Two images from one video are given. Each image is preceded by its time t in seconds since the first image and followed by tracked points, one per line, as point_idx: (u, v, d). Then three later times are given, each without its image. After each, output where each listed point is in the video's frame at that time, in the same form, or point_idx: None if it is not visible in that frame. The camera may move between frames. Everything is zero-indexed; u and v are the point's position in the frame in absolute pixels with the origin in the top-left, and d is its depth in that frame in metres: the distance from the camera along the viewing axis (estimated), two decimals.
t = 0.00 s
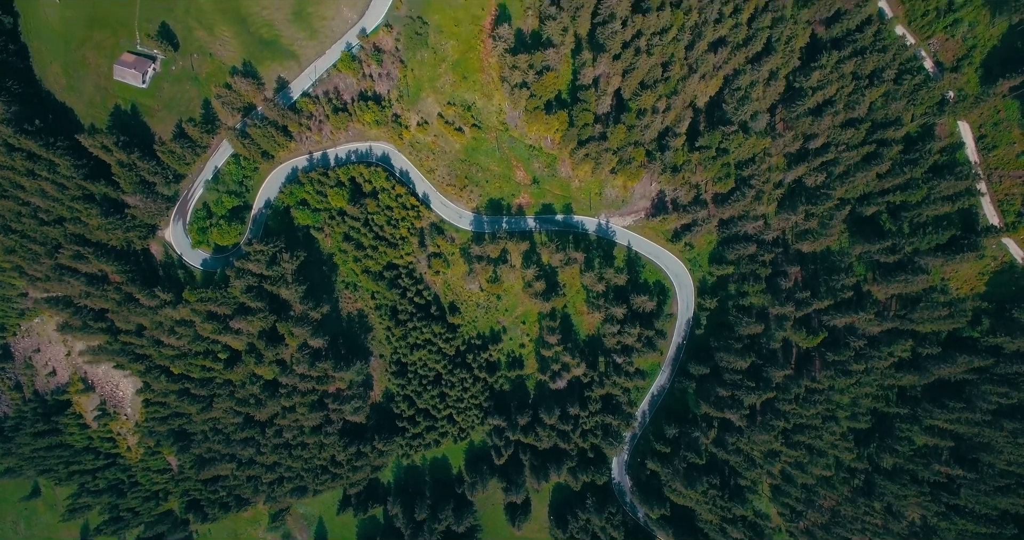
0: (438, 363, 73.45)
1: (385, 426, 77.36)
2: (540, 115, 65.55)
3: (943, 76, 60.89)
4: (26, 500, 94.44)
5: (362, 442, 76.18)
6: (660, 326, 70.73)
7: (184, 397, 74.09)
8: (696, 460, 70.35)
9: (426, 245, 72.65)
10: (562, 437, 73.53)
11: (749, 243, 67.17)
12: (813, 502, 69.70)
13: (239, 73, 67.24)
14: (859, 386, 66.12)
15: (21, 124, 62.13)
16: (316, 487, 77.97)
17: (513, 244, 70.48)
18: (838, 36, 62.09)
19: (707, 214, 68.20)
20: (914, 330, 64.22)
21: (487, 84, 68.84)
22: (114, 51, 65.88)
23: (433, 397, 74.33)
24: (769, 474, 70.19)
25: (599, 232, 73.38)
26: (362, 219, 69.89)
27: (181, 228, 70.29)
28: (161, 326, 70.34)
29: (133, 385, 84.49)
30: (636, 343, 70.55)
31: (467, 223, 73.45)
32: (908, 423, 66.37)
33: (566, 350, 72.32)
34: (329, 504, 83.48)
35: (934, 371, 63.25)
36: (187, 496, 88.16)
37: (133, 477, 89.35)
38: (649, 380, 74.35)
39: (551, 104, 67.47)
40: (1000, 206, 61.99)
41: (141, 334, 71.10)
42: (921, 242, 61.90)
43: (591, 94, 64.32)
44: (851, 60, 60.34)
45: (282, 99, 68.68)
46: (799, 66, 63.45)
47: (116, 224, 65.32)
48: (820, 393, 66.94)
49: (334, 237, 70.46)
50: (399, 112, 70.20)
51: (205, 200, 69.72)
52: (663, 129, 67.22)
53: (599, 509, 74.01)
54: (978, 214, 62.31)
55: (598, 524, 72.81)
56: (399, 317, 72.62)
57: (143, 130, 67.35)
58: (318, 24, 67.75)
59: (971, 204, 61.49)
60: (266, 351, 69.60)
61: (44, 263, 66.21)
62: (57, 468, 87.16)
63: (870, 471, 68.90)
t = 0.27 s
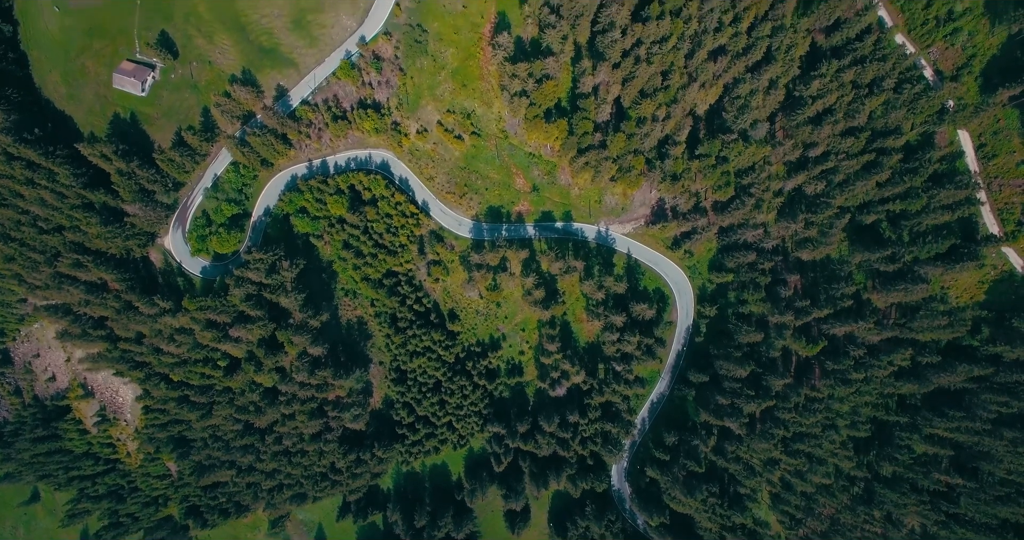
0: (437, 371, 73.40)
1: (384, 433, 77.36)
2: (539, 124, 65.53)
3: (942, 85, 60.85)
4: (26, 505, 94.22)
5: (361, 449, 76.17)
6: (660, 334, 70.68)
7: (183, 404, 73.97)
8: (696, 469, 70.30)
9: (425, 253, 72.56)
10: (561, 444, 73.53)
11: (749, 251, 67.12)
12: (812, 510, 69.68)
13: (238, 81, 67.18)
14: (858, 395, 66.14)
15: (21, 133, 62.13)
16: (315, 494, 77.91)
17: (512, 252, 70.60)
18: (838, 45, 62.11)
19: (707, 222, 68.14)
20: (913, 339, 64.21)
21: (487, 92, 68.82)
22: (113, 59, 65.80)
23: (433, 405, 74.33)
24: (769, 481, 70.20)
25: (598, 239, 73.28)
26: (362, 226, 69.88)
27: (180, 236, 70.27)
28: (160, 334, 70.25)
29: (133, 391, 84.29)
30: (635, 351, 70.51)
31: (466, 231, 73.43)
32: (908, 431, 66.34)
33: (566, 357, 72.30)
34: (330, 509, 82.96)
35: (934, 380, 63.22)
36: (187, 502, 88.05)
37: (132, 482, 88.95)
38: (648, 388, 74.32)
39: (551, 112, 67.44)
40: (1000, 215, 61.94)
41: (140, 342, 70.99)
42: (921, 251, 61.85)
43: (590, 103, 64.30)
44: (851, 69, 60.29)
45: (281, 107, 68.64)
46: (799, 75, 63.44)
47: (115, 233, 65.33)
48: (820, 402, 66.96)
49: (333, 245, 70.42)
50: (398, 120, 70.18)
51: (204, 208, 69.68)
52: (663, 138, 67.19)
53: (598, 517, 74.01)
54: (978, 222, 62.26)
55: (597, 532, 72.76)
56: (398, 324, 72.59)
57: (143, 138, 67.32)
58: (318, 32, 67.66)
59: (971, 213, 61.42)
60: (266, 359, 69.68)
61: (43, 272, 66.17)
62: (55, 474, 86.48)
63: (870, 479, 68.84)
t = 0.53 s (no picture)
0: (436, 379, 73.36)
1: (383, 441, 77.35)
2: (539, 133, 65.47)
3: (942, 96, 60.80)
4: (25, 511, 93.92)
5: (360, 458, 76.10)
6: (659, 343, 70.68)
7: (182, 413, 73.82)
8: (695, 478, 70.27)
9: (424, 262, 72.47)
10: (561, 453, 73.55)
11: (748, 261, 67.08)
12: (812, 519, 69.60)
13: (237, 90, 67.10)
14: (857, 405, 66.20)
15: (20, 144, 62.19)
16: (315, 502, 77.75)
17: (512, 262, 70.71)
18: (838, 55, 62.10)
19: (706, 231, 68.07)
20: (913, 349, 64.20)
21: (486, 101, 68.71)
22: (112, 69, 65.72)
23: (432, 413, 74.26)
24: (768, 491, 70.21)
25: (598, 248, 73.21)
26: (361, 236, 69.89)
27: (179, 245, 70.20)
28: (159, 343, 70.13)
29: (133, 398, 84.01)
30: (634, 361, 70.51)
31: (465, 240, 73.40)
32: (908, 441, 66.33)
33: (565, 366, 72.26)
34: (330, 516, 82.11)
35: (933, 390, 63.19)
36: (185, 509, 87.45)
37: (132, 488, 88.44)
38: (647, 396, 74.31)
39: (550, 122, 67.37)
40: (999, 225, 61.86)
41: (139, 351, 70.86)
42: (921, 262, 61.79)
43: (590, 113, 64.24)
44: (850, 79, 60.27)
45: (281, 116, 68.59)
46: (799, 85, 63.39)
47: (114, 243, 65.32)
48: (819, 412, 66.97)
49: (332, 254, 70.37)
50: (397, 129, 70.11)
51: (203, 217, 69.62)
52: (662, 147, 67.15)
53: (597, 525, 74.01)
54: (978, 233, 62.19)
55: None
56: (398, 333, 72.54)
57: (141, 147, 67.24)
58: (317, 41, 67.56)
59: (970, 223, 61.35)
60: (265, 369, 69.70)
61: (42, 282, 66.10)
62: (55, 480, 85.91)
63: (869, 488, 68.81)
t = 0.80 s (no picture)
0: (435, 388, 73.29)
1: (383, 449, 77.35)
2: (538, 143, 65.47)
3: (942, 106, 60.81)
4: (24, 518, 93.53)
5: (360, 466, 76.00)
6: (658, 353, 70.68)
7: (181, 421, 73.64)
8: (694, 487, 70.21)
9: (424, 271, 72.41)
10: (560, 461, 73.54)
11: (748, 270, 67.03)
12: (812, 528, 69.49)
13: (236, 99, 67.02)
14: (857, 415, 66.28)
15: (18, 154, 62.22)
16: (314, 510, 77.54)
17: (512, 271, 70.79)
18: (838, 65, 62.12)
19: (706, 241, 68.01)
20: (912, 359, 64.17)
21: (486, 110, 68.65)
22: (111, 78, 65.59)
23: (431, 422, 74.18)
24: (767, 500, 70.18)
25: (597, 257, 73.14)
26: (360, 245, 69.85)
27: (179, 254, 70.18)
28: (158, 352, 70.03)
29: (132, 405, 83.64)
30: (634, 370, 70.51)
31: (465, 249, 73.37)
32: (907, 451, 66.28)
33: (564, 375, 72.22)
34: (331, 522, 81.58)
35: (933, 400, 63.18)
36: (185, 516, 85.70)
37: (131, 495, 87.59)
38: (647, 405, 74.30)
39: (550, 131, 67.31)
40: (999, 235, 61.86)
41: (138, 360, 70.72)
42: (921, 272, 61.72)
43: (589, 122, 64.20)
44: (850, 90, 60.34)
45: (280, 125, 68.54)
46: (799, 95, 63.40)
47: (113, 253, 65.29)
48: (819, 421, 66.97)
49: (331, 263, 70.27)
50: (397, 137, 70.03)
51: (202, 226, 69.56)
52: (662, 157, 67.10)
53: (597, 534, 73.96)
54: (977, 243, 62.17)
55: None
56: (397, 342, 72.49)
57: (140, 157, 67.14)
58: (316, 50, 67.47)
59: (970, 234, 61.34)
60: (264, 378, 69.69)
61: (41, 292, 66.02)
62: (54, 486, 85.13)
63: (869, 498, 68.71)
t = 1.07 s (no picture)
0: (435, 395, 73.26)
1: (383, 456, 77.38)
2: (538, 152, 65.51)
3: (942, 115, 60.77)
4: (24, 522, 93.28)
5: (359, 473, 75.98)
6: (658, 360, 70.71)
7: (181, 428, 73.56)
8: (694, 495, 70.19)
9: (423, 278, 72.37)
10: (560, 469, 73.54)
11: (748, 278, 67.00)
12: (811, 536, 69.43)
13: (235, 107, 66.99)
14: (857, 424, 66.24)
15: (17, 163, 62.27)
16: (314, 517, 77.43)
17: (511, 279, 70.79)
18: (838, 74, 62.08)
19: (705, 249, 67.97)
20: (912, 368, 64.16)
21: (485, 117, 68.61)
22: (110, 86, 65.52)
23: (431, 429, 74.16)
24: (767, 508, 70.21)
25: (597, 264, 73.11)
26: (360, 252, 69.79)
27: (178, 261, 70.18)
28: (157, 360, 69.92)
29: (132, 412, 83.42)
30: (633, 378, 70.51)
31: (464, 256, 73.35)
32: (907, 459, 66.26)
33: (564, 383, 72.18)
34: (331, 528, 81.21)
35: (933, 409, 63.19)
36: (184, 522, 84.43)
37: (131, 500, 87.24)
38: (646, 412, 74.30)
39: (550, 139, 67.25)
40: (999, 244, 61.81)
41: (138, 368, 70.66)
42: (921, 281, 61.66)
43: (589, 131, 64.16)
44: (850, 99, 60.27)
45: (279, 133, 68.54)
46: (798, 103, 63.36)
47: (113, 261, 65.31)
48: (819, 430, 66.97)
49: (331, 271, 70.24)
50: (396, 145, 69.97)
51: (201, 234, 69.54)
52: (662, 165, 67.01)
53: None
54: (977, 252, 62.12)
55: None
56: (397, 349, 72.49)
57: (139, 165, 67.10)
58: (315, 58, 67.41)
59: (970, 243, 61.31)
60: (264, 386, 69.72)
61: (40, 300, 65.99)
62: (54, 491, 84.74)
63: (869, 506, 68.64)
